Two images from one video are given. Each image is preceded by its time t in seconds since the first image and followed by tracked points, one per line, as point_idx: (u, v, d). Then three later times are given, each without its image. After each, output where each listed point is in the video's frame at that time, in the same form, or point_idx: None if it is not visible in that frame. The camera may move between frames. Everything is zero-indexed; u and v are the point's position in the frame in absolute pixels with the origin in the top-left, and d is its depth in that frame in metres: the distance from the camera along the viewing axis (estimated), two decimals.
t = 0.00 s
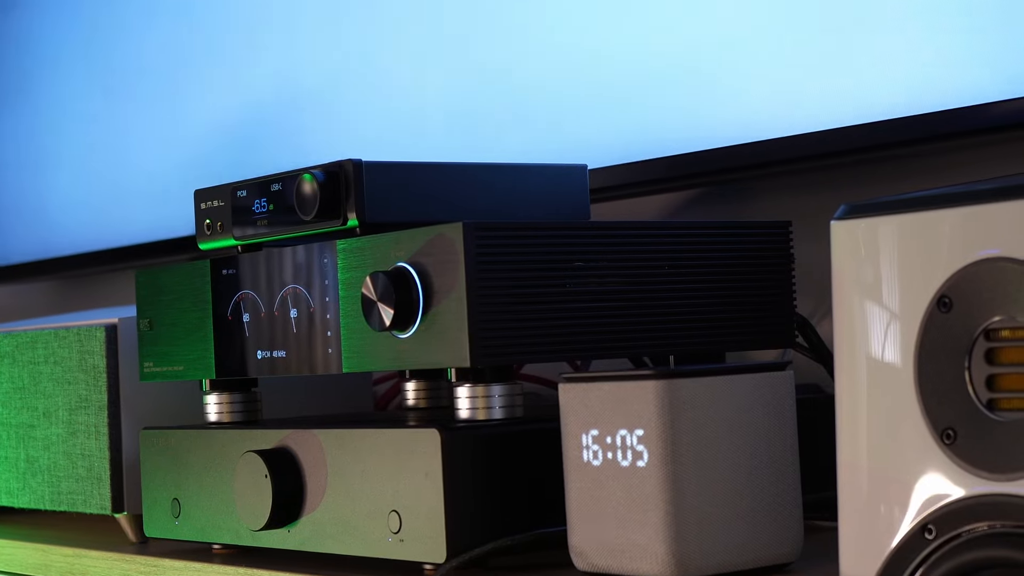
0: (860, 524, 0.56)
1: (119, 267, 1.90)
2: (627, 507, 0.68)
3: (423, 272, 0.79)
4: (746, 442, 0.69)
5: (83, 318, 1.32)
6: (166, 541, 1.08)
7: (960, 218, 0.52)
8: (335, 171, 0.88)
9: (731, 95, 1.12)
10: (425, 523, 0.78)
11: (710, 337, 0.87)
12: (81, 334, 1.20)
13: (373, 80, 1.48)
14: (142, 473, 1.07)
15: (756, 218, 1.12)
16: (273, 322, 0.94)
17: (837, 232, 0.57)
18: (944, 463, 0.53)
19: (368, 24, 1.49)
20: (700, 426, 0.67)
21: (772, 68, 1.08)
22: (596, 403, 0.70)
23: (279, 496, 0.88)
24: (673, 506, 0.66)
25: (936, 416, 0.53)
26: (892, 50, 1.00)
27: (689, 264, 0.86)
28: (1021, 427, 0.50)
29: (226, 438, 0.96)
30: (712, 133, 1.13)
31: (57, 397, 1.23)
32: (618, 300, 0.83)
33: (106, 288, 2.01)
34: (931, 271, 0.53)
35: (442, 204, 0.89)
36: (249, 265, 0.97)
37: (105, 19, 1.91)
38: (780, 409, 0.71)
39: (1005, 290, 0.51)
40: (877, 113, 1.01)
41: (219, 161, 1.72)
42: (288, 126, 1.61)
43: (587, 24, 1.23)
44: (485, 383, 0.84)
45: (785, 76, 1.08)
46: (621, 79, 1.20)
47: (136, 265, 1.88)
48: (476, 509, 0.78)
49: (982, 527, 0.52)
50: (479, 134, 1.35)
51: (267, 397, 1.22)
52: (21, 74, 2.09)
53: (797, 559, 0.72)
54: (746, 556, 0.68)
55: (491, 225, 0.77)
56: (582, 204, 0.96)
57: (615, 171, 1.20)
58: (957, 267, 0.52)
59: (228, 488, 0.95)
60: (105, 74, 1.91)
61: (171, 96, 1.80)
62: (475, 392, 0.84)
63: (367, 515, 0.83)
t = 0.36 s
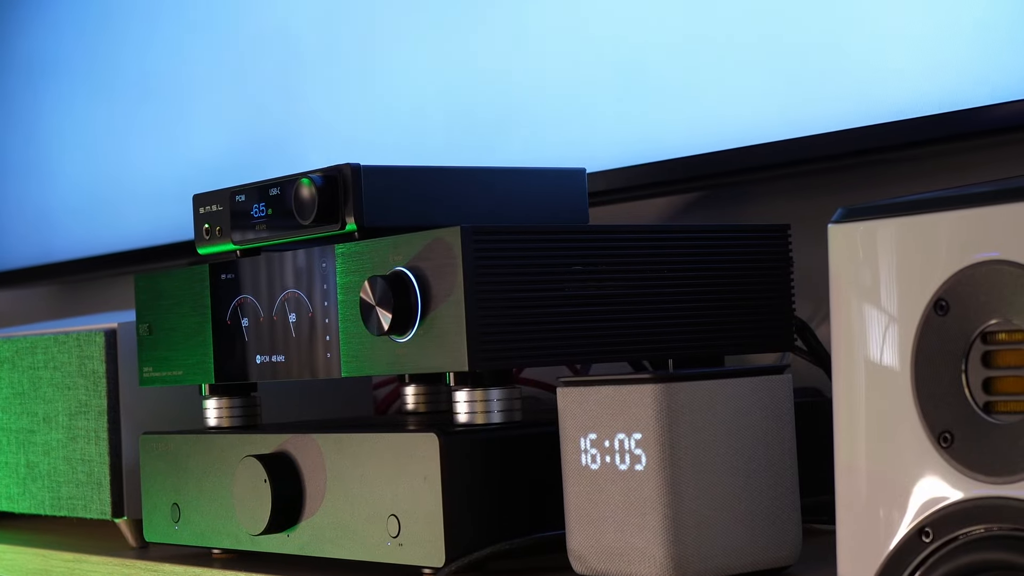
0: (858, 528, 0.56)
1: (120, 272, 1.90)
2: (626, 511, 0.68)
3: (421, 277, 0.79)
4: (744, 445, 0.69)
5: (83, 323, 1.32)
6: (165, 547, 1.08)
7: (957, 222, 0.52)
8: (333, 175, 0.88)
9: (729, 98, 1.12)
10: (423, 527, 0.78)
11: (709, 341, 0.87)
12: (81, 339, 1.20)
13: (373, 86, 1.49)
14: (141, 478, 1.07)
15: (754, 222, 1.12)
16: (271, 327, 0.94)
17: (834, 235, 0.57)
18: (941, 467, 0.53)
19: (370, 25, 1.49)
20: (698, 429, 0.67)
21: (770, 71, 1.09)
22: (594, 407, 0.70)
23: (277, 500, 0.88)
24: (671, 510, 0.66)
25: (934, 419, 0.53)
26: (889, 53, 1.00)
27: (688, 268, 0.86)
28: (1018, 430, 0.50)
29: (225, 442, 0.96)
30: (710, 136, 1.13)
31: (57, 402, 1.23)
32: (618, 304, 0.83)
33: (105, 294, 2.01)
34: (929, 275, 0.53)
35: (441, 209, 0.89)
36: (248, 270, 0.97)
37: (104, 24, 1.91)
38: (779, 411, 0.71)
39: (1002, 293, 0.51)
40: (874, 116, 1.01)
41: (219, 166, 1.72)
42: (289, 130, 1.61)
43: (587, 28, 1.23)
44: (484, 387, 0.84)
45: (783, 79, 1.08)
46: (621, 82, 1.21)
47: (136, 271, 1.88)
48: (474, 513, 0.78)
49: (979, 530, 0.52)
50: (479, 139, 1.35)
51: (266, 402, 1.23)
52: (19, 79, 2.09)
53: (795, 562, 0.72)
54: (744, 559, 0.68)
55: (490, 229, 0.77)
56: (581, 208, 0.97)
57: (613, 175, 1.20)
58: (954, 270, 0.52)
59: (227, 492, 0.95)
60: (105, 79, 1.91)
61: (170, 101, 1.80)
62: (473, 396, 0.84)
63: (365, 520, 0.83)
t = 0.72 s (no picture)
0: (854, 530, 0.57)
1: (119, 274, 1.89)
2: (623, 514, 0.68)
3: (419, 279, 0.79)
4: (741, 446, 0.69)
5: (81, 325, 1.32)
6: (164, 549, 1.08)
7: (952, 224, 0.52)
8: (331, 178, 0.88)
9: (726, 100, 1.12)
10: (421, 529, 0.78)
11: (706, 344, 0.87)
12: (79, 342, 1.20)
13: (372, 87, 1.49)
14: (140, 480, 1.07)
15: (752, 224, 1.13)
16: (269, 329, 0.94)
17: (831, 237, 0.57)
18: (937, 468, 0.53)
19: (370, 24, 1.49)
20: (695, 431, 0.67)
21: (767, 73, 1.09)
22: (591, 409, 0.70)
23: (275, 503, 0.88)
24: (668, 512, 0.66)
25: (930, 421, 0.53)
26: (886, 55, 1.00)
27: (686, 270, 0.87)
28: (1012, 433, 0.50)
29: (223, 445, 0.96)
30: (707, 138, 1.13)
31: (55, 404, 1.23)
32: (616, 306, 0.83)
33: (104, 296, 2.01)
34: (925, 277, 0.53)
35: (438, 211, 0.90)
36: (246, 272, 0.97)
37: (103, 26, 1.91)
38: (776, 413, 0.71)
39: (997, 295, 0.51)
40: (872, 118, 1.01)
41: (217, 168, 1.72)
42: (287, 132, 1.61)
43: (585, 29, 1.23)
44: (481, 389, 0.84)
45: (779, 81, 1.08)
46: (618, 84, 1.21)
47: (135, 273, 1.88)
48: (472, 515, 0.78)
49: (974, 532, 0.52)
50: (478, 141, 1.35)
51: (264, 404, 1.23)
52: (18, 82, 2.09)
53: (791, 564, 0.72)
54: (741, 561, 0.68)
55: (487, 232, 0.77)
56: (578, 211, 0.97)
57: (611, 177, 1.20)
58: (950, 272, 0.52)
59: (225, 495, 0.95)
60: (104, 81, 1.91)
61: (169, 102, 1.80)
62: (471, 398, 0.84)
63: (363, 522, 0.83)
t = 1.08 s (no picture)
0: (850, 531, 0.57)
1: (118, 277, 1.90)
2: (620, 515, 0.68)
3: (416, 281, 0.79)
4: (737, 448, 0.69)
5: (80, 328, 1.32)
6: (161, 552, 1.08)
7: (947, 226, 0.52)
8: (328, 180, 0.88)
9: (723, 102, 1.12)
10: (418, 531, 0.78)
11: (704, 346, 0.87)
12: (76, 344, 1.20)
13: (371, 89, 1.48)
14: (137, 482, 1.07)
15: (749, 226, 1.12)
16: (267, 331, 0.95)
17: (827, 239, 0.57)
18: (933, 470, 0.53)
19: (369, 26, 1.49)
20: (692, 433, 0.67)
21: (764, 74, 1.09)
22: (588, 411, 0.70)
23: (272, 505, 0.88)
24: (665, 514, 0.66)
25: (926, 422, 0.53)
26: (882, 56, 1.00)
27: (682, 272, 0.87)
28: (1007, 434, 0.51)
29: (221, 447, 0.96)
30: (704, 139, 1.13)
31: (53, 407, 1.23)
32: (613, 308, 0.83)
33: (102, 299, 2.00)
34: (921, 278, 0.53)
35: (435, 213, 0.90)
36: (244, 275, 0.97)
37: (101, 28, 1.91)
38: (772, 414, 0.71)
39: (992, 297, 0.51)
40: (869, 120, 1.01)
41: (216, 170, 1.72)
42: (287, 134, 1.61)
43: (584, 31, 1.23)
44: (478, 391, 0.84)
45: (776, 83, 1.08)
46: (616, 86, 1.21)
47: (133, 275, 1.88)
48: (469, 517, 0.78)
49: (969, 533, 0.52)
50: (477, 144, 1.35)
51: (261, 407, 1.23)
52: (15, 84, 2.09)
53: (787, 566, 0.72)
54: (737, 562, 0.68)
55: (484, 234, 0.77)
56: (575, 213, 0.97)
57: (609, 179, 1.21)
58: (945, 275, 0.52)
59: (222, 497, 0.95)
60: (102, 84, 1.91)
61: (168, 105, 1.80)
62: (468, 401, 0.84)
63: (360, 524, 0.83)
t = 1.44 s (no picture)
0: (847, 534, 0.57)
1: (117, 280, 1.90)
2: (616, 519, 0.68)
3: (413, 285, 0.79)
4: (734, 451, 0.69)
5: (78, 331, 1.32)
6: (159, 555, 1.08)
7: (942, 229, 0.52)
8: (326, 183, 0.89)
9: (720, 106, 1.12)
10: (416, 534, 0.78)
11: (702, 350, 0.88)
12: (75, 347, 1.20)
13: (371, 92, 1.49)
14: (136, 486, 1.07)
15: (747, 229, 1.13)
16: (265, 335, 0.95)
17: (823, 242, 0.57)
18: (929, 472, 0.53)
19: (369, 29, 1.49)
20: (689, 436, 0.67)
21: (761, 77, 1.09)
22: (585, 415, 0.70)
23: (270, 508, 0.88)
24: (661, 517, 0.66)
25: (921, 425, 0.53)
26: (878, 59, 1.00)
27: (681, 275, 0.87)
28: (1003, 437, 0.51)
29: (219, 450, 0.96)
30: (702, 142, 1.14)
31: (51, 410, 1.23)
32: (612, 311, 0.83)
33: (101, 302, 2.00)
34: (916, 281, 0.53)
35: (433, 216, 0.90)
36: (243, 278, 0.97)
37: (100, 31, 1.91)
38: (769, 417, 0.71)
39: (987, 300, 0.51)
40: (866, 123, 1.01)
41: (216, 173, 1.72)
42: (287, 138, 1.61)
43: (582, 34, 1.23)
44: (475, 395, 0.84)
45: (773, 86, 1.08)
46: (614, 89, 1.21)
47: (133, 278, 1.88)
48: (467, 520, 0.79)
49: (965, 536, 0.52)
50: (476, 147, 1.35)
51: (260, 410, 1.23)
52: (12, 87, 2.09)
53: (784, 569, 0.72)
54: (735, 565, 0.69)
55: (481, 238, 0.77)
56: (573, 216, 0.97)
57: (607, 182, 1.21)
58: (940, 278, 0.52)
59: (220, 500, 0.95)
60: (101, 87, 1.91)
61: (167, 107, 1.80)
62: (465, 404, 0.84)
63: (357, 527, 0.83)
